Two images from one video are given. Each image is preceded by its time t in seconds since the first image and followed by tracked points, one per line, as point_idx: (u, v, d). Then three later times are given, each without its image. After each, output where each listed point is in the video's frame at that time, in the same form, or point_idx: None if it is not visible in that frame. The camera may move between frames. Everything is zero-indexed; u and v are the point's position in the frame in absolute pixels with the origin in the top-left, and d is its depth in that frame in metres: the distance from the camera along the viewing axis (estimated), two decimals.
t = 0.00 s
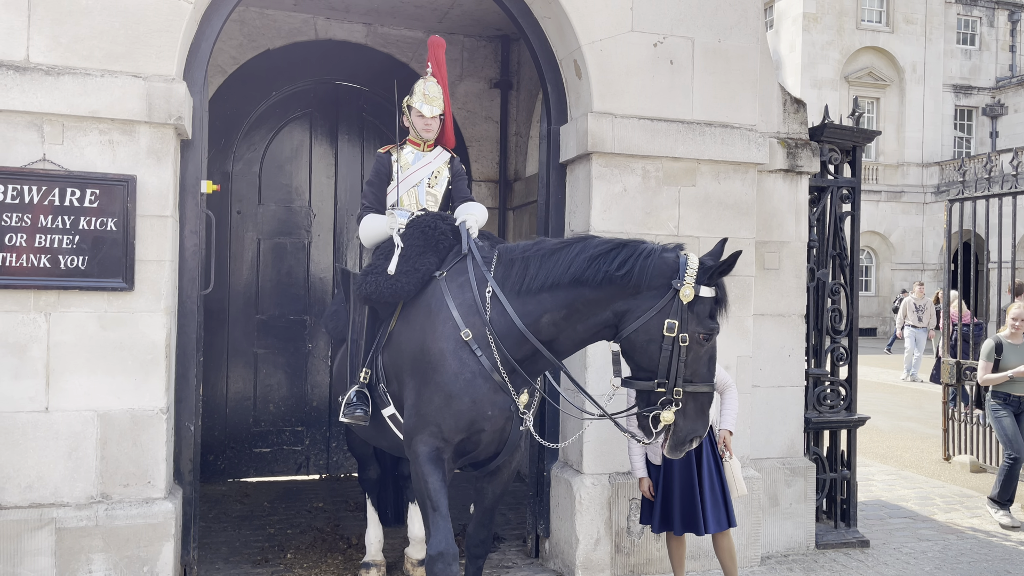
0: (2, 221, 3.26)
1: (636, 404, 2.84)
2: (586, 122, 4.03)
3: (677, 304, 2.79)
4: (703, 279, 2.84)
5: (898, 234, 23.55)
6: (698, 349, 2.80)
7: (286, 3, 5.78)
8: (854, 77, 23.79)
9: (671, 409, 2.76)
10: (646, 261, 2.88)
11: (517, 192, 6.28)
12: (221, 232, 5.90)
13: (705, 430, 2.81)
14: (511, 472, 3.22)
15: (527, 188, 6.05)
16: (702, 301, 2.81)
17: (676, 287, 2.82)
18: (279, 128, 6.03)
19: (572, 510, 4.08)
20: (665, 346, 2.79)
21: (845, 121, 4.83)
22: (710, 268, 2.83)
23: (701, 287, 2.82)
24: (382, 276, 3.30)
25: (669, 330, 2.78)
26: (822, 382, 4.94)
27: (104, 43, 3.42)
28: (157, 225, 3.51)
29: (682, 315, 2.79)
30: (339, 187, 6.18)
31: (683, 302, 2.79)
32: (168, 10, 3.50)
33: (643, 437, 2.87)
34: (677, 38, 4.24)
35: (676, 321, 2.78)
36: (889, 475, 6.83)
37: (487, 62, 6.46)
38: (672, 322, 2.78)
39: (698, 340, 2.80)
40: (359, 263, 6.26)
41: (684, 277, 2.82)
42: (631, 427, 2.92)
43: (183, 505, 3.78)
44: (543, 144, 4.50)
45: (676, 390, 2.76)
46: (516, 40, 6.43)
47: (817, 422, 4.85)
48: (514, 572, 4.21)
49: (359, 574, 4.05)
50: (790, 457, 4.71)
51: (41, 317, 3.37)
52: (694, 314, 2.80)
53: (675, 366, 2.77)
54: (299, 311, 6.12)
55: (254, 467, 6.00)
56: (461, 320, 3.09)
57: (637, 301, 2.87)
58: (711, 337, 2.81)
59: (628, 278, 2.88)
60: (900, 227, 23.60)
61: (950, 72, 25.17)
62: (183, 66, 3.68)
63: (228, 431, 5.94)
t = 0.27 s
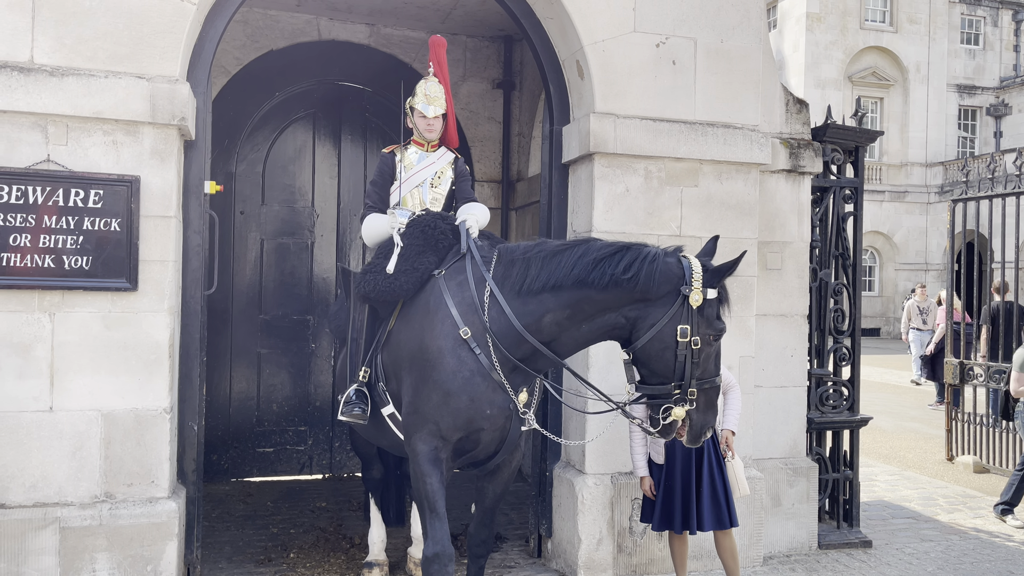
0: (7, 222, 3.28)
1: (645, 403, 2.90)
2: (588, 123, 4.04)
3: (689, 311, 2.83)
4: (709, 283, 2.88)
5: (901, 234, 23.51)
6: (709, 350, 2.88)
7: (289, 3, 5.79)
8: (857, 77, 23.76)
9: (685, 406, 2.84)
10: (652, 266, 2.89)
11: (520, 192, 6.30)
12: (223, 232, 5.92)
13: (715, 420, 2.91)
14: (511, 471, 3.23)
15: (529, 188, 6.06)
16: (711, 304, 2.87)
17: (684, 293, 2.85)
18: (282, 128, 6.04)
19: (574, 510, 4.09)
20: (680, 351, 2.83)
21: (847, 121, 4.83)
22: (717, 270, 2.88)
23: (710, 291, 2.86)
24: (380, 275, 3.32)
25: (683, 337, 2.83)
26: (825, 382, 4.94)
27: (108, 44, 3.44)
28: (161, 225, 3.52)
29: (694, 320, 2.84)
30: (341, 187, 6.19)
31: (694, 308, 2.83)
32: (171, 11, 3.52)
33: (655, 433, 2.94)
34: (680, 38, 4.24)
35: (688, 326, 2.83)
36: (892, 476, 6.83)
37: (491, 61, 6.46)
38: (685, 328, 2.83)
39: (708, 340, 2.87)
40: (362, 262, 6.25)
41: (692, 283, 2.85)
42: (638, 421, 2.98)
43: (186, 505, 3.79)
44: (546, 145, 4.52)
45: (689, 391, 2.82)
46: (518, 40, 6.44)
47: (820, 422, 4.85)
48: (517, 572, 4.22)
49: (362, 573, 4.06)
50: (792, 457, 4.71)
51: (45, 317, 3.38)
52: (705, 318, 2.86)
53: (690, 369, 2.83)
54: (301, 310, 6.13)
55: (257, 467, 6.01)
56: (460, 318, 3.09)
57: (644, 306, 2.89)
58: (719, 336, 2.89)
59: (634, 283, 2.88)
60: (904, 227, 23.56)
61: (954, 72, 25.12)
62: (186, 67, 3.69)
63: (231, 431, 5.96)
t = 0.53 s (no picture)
0: (13, 221, 3.29)
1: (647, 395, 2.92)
2: (593, 122, 4.03)
3: (693, 312, 2.84)
4: (712, 283, 2.87)
5: (906, 234, 23.45)
6: (711, 348, 2.89)
7: (293, 3, 5.80)
8: (862, 76, 23.71)
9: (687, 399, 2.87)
10: (657, 265, 2.87)
11: (523, 192, 6.29)
12: (227, 232, 5.93)
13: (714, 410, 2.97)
14: (516, 470, 3.22)
15: (533, 187, 6.05)
16: (713, 304, 2.88)
17: (690, 294, 2.85)
18: (287, 128, 6.05)
19: (578, 509, 4.08)
20: (684, 351, 2.84)
21: (852, 120, 4.81)
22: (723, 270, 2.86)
23: (713, 291, 2.87)
24: (383, 274, 3.31)
25: (686, 336, 2.83)
26: (829, 382, 4.93)
27: (113, 44, 3.44)
28: (165, 225, 3.52)
29: (698, 320, 2.84)
30: (345, 187, 6.19)
31: (696, 309, 2.84)
32: (176, 11, 3.52)
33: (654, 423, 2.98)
34: (684, 38, 4.24)
35: (693, 326, 2.84)
36: (897, 476, 6.81)
37: (495, 61, 6.47)
38: (689, 328, 2.83)
39: (710, 339, 2.88)
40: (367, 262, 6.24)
41: (698, 281, 2.85)
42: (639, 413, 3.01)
43: (191, 504, 3.79)
44: (550, 144, 4.51)
45: (691, 386, 2.86)
46: (522, 40, 6.43)
47: (825, 422, 4.84)
48: (521, 571, 4.21)
49: (366, 573, 4.06)
50: (797, 457, 4.69)
51: (51, 316, 3.39)
52: (708, 318, 2.86)
53: (693, 366, 2.85)
54: (305, 310, 6.14)
55: (262, 466, 6.02)
56: (463, 317, 3.10)
57: (653, 306, 2.89)
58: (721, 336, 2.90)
59: (641, 283, 2.88)
60: (909, 227, 23.50)
61: (959, 72, 25.03)
62: (191, 67, 3.69)
63: (235, 431, 5.96)
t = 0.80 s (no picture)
0: (19, 220, 3.30)
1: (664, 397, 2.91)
2: (598, 121, 4.03)
3: (703, 312, 2.83)
4: (722, 282, 2.86)
5: (912, 233, 23.39)
6: (722, 344, 2.88)
7: (298, 3, 5.81)
8: (868, 75, 23.65)
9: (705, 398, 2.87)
10: (662, 268, 2.87)
11: (528, 192, 6.29)
12: (233, 232, 5.93)
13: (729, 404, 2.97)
14: (522, 469, 3.22)
15: (539, 187, 6.04)
16: (723, 301, 2.86)
17: (697, 295, 2.84)
18: (292, 128, 6.05)
19: (583, 509, 4.08)
20: (696, 351, 2.83)
21: (859, 119, 4.80)
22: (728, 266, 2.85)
23: (722, 289, 2.85)
24: (389, 273, 3.30)
25: (697, 337, 2.82)
26: (835, 382, 4.92)
27: (119, 43, 3.45)
28: (171, 224, 3.53)
29: (708, 320, 2.83)
30: (351, 187, 6.20)
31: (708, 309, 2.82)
32: (182, 11, 3.52)
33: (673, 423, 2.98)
34: (690, 36, 4.23)
35: (702, 327, 2.83)
36: (903, 476, 6.78)
37: (500, 61, 6.46)
38: (699, 328, 2.82)
39: (721, 337, 2.87)
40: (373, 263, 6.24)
41: (703, 282, 2.84)
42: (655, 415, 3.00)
43: (197, 503, 3.80)
44: (556, 144, 4.51)
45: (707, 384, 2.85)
46: (528, 39, 6.42)
47: (831, 422, 4.82)
48: (526, 571, 4.21)
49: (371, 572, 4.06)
50: (803, 457, 4.68)
51: (57, 315, 3.40)
52: (717, 317, 2.85)
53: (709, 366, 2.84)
54: (310, 309, 6.14)
55: (267, 465, 6.03)
56: (469, 317, 3.08)
57: (659, 309, 2.89)
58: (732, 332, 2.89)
59: (646, 286, 2.88)
60: (914, 227, 23.44)
61: (965, 71, 24.94)
62: (196, 66, 3.70)
63: (241, 430, 5.97)
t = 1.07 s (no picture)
0: (27, 220, 3.31)
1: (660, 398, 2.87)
2: (604, 122, 4.03)
3: (692, 311, 2.78)
4: (716, 283, 2.81)
5: (917, 233, 23.31)
6: (715, 352, 2.78)
7: (304, 3, 5.82)
8: (873, 75, 23.60)
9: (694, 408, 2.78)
10: (659, 266, 2.86)
11: (534, 192, 6.28)
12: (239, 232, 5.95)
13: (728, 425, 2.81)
14: (531, 471, 3.22)
15: (545, 188, 6.04)
16: (717, 304, 2.78)
17: (689, 292, 2.81)
18: (298, 128, 6.06)
19: (589, 509, 4.08)
20: (681, 351, 2.79)
21: (865, 119, 4.78)
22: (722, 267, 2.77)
23: (716, 291, 2.78)
24: (401, 274, 3.31)
25: (683, 336, 2.78)
26: (842, 382, 4.91)
27: (126, 44, 3.46)
28: (178, 224, 3.53)
29: (698, 321, 2.78)
30: (357, 187, 6.21)
31: (697, 309, 2.77)
32: (189, 11, 3.53)
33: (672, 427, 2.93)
34: (696, 36, 4.22)
35: (689, 326, 2.78)
36: (910, 477, 6.76)
37: (505, 61, 6.46)
38: (686, 328, 2.78)
39: (712, 343, 2.78)
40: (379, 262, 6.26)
41: (697, 281, 2.79)
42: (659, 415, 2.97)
43: (203, 503, 3.81)
44: (562, 144, 4.50)
45: (695, 392, 2.76)
46: (533, 39, 6.43)
47: (837, 423, 4.81)
48: (532, 571, 4.21)
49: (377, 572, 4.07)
50: (809, 457, 4.67)
51: (65, 315, 3.41)
52: (709, 319, 2.78)
53: (695, 370, 2.77)
54: (317, 309, 6.15)
55: (273, 465, 6.04)
56: (480, 321, 3.10)
57: (654, 307, 2.86)
58: (725, 339, 2.78)
59: (643, 284, 2.87)
60: (920, 226, 23.36)
61: (972, 71, 24.86)
62: (203, 66, 3.71)
63: (247, 430, 5.99)
